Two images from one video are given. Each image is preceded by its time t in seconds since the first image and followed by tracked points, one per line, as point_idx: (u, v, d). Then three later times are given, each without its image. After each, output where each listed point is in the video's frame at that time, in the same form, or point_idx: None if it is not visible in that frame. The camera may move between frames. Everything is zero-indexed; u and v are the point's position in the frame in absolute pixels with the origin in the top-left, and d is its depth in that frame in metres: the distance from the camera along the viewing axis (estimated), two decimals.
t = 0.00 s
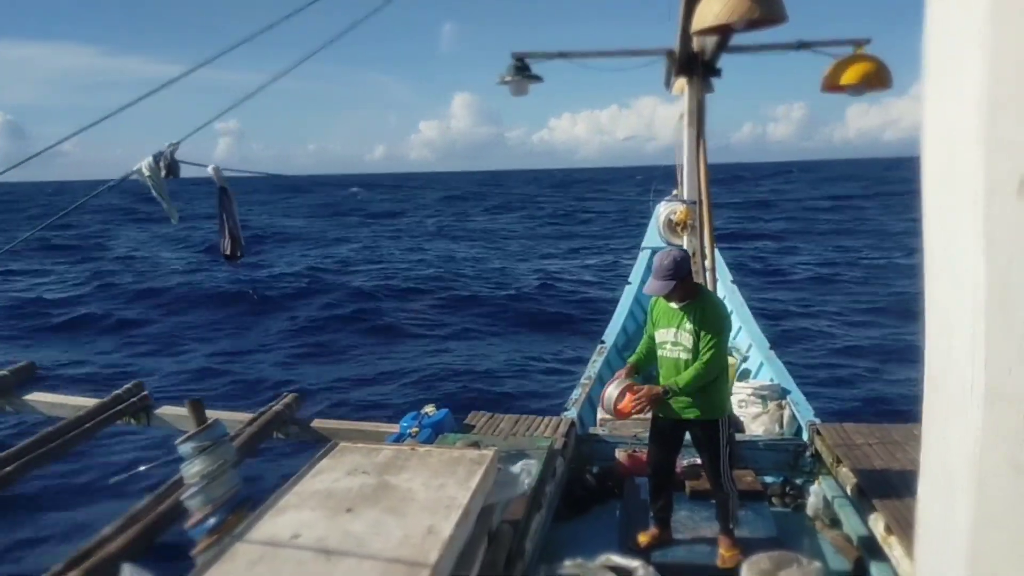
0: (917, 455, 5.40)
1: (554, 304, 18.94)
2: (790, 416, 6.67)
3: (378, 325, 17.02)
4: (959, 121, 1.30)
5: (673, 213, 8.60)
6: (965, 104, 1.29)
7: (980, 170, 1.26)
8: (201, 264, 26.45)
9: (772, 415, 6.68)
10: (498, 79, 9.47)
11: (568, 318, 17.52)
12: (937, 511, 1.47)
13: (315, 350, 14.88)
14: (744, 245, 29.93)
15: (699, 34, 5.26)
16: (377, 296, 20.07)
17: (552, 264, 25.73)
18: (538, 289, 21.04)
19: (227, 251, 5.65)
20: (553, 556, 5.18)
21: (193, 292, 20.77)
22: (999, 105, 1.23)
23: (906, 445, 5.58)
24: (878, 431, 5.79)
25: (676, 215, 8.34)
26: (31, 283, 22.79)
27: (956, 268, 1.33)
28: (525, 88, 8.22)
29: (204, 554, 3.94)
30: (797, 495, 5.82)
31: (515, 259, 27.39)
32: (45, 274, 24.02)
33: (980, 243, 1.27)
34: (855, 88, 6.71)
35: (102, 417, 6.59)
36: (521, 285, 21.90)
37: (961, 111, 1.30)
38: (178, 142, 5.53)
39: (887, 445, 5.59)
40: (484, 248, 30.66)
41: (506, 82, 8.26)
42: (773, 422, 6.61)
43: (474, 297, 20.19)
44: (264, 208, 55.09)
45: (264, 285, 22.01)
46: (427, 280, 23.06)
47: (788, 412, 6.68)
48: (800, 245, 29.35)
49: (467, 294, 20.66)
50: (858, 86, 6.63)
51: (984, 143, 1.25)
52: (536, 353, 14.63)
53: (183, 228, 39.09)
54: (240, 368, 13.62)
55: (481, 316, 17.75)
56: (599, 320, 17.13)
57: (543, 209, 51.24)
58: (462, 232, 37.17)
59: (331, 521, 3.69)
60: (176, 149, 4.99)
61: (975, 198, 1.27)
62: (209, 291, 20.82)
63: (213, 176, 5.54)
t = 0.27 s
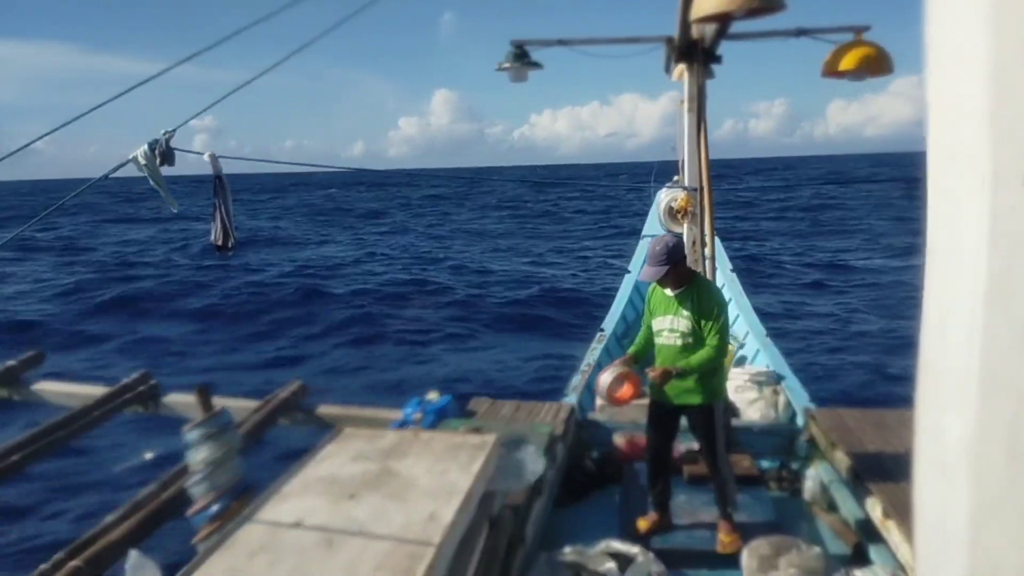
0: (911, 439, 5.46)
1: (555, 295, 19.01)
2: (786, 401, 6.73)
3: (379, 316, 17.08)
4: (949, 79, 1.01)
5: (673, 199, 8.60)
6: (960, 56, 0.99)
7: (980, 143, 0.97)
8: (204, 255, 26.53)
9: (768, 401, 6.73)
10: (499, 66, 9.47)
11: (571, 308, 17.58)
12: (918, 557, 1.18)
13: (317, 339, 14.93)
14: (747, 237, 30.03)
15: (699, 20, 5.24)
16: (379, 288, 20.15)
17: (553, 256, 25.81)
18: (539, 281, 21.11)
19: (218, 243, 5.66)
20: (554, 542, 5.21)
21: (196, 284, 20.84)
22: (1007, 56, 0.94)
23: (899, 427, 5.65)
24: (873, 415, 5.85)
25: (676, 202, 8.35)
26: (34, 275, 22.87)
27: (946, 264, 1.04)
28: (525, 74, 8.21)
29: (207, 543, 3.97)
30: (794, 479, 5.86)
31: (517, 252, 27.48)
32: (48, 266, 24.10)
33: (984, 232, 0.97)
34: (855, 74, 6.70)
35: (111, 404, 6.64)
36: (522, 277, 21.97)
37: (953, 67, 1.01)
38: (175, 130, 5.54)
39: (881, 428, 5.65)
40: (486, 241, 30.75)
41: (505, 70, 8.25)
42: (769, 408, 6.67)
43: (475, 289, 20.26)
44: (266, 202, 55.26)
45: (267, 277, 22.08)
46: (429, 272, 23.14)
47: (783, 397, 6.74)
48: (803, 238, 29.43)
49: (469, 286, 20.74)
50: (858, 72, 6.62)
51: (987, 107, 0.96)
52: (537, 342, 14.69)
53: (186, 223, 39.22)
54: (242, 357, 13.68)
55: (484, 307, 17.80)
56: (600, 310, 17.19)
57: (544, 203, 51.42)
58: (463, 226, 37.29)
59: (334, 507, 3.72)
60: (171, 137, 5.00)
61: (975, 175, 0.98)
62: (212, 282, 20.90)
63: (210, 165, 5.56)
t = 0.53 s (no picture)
0: (913, 430, 5.45)
1: (556, 292, 19.02)
2: (787, 393, 6.72)
3: (381, 313, 17.10)
4: (953, 79, 1.02)
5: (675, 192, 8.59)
6: (967, 56, 0.99)
7: (986, 142, 0.97)
8: (204, 253, 26.51)
9: (770, 393, 6.71)
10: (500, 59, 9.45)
11: (570, 305, 17.57)
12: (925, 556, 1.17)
13: (318, 335, 14.93)
14: (746, 237, 30.01)
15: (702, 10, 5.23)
16: (380, 288, 20.15)
17: (554, 256, 25.82)
18: (540, 280, 21.12)
19: (227, 234, 5.64)
20: (555, 535, 5.21)
21: (196, 282, 20.82)
22: (1014, 55, 0.94)
23: (901, 419, 5.64)
24: (874, 407, 5.84)
25: (677, 194, 8.34)
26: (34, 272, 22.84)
27: (951, 260, 1.03)
28: (526, 66, 8.19)
29: (210, 534, 3.98)
30: (796, 471, 5.85)
31: (517, 251, 27.47)
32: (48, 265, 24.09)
33: (987, 232, 0.97)
34: (857, 65, 6.68)
35: (112, 397, 6.64)
36: (523, 275, 21.98)
37: (958, 68, 1.01)
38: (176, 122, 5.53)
39: (883, 420, 5.64)
40: (487, 241, 30.76)
41: (506, 62, 8.24)
42: (771, 400, 6.67)
43: (476, 288, 20.27)
44: (266, 202, 55.25)
45: (268, 275, 22.09)
46: (430, 272, 23.16)
47: (786, 390, 6.73)
48: (803, 238, 29.43)
49: (469, 284, 20.75)
50: (861, 63, 6.61)
51: (992, 106, 0.96)
52: (537, 338, 14.69)
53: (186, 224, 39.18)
54: (243, 352, 13.67)
55: (483, 304, 17.79)
56: (600, 307, 17.19)
57: (545, 204, 51.42)
58: (464, 227, 37.28)
59: (335, 501, 3.71)
60: (174, 129, 4.99)
61: (981, 172, 0.98)
62: (213, 281, 20.89)
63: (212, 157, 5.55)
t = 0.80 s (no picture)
0: (916, 432, 5.42)
1: (555, 297, 19.01)
2: (791, 395, 6.69)
3: (380, 317, 17.08)
4: (949, 77, 1.01)
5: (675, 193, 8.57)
6: (963, 54, 0.98)
7: (982, 137, 0.95)
8: (203, 258, 26.49)
9: (773, 393, 6.70)
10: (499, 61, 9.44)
11: (568, 309, 17.57)
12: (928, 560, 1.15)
13: (317, 339, 14.91)
14: (745, 241, 30.01)
15: (703, 10, 5.21)
16: (380, 295, 20.13)
17: (553, 261, 25.82)
18: (540, 284, 21.12)
19: (238, 235, 5.59)
20: (557, 537, 5.19)
21: (195, 287, 20.79)
22: (1010, 51, 0.93)
23: (906, 421, 5.61)
24: (878, 408, 5.81)
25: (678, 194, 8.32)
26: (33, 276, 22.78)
27: (948, 257, 1.02)
28: (526, 67, 8.18)
29: (209, 536, 3.96)
30: (800, 473, 5.82)
31: (517, 255, 27.46)
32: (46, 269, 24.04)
33: (987, 224, 0.95)
34: (858, 65, 6.67)
35: (109, 398, 6.61)
36: (522, 278, 21.98)
37: (954, 67, 1.00)
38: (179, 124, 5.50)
39: (887, 421, 5.62)
40: (486, 245, 30.77)
41: (507, 63, 8.22)
42: (775, 401, 6.63)
43: (475, 292, 20.27)
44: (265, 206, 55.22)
45: (267, 279, 22.07)
46: (430, 276, 23.14)
47: (789, 391, 6.70)
48: (801, 242, 29.45)
49: (468, 288, 20.74)
50: (862, 64, 6.59)
51: (990, 102, 0.95)
52: (537, 341, 14.67)
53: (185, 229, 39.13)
54: (242, 355, 13.65)
55: (482, 307, 17.78)
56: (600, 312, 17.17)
57: (544, 208, 51.44)
58: (463, 230, 37.26)
59: (335, 503, 3.70)
60: (178, 131, 4.96)
61: (978, 169, 0.96)
62: (212, 286, 20.86)
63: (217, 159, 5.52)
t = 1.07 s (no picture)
0: (917, 433, 5.41)
1: (558, 297, 19.00)
2: (790, 398, 6.69)
3: (384, 318, 17.08)
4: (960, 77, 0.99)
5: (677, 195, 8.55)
6: (973, 53, 0.96)
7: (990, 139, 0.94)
8: (207, 257, 26.49)
9: (773, 397, 6.67)
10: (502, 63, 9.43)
11: (573, 310, 17.52)
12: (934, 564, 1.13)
13: (321, 340, 14.90)
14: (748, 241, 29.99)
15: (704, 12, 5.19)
16: (383, 294, 20.13)
17: (556, 261, 25.81)
18: (544, 284, 21.11)
19: (233, 241, 5.60)
20: (559, 541, 5.16)
21: (199, 287, 20.78)
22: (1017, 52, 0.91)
23: (906, 422, 5.59)
24: (878, 410, 5.80)
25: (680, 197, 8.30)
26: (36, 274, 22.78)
27: (957, 257, 1.00)
28: (527, 69, 8.16)
29: (211, 542, 3.94)
30: (801, 475, 5.81)
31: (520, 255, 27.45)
32: (50, 267, 24.03)
33: (991, 224, 0.94)
34: (861, 66, 6.65)
35: (116, 404, 6.62)
36: (525, 279, 21.98)
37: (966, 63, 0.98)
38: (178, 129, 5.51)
39: (887, 423, 5.60)
40: (489, 244, 30.77)
41: (508, 65, 8.20)
42: (774, 404, 6.63)
43: (479, 292, 20.26)
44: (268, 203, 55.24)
45: (271, 279, 22.07)
46: (433, 276, 23.15)
47: (788, 394, 6.71)
48: (808, 242, 29.33)
49: (472, 288, 20.73)
50: (864, 65, 6.57)
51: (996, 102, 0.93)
52: (540, 342, 14.65)
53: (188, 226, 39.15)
54: (246, 357, 13.64)
55: (486, 308, 17.78)
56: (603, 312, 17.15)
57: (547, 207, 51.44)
58: (466, 229, 37.25)
59: (338, 507, 3.69)
60: (176, 136, 4.96)
61: (983, 169, 0.95)
62: (216, 285, 20.85)
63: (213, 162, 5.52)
